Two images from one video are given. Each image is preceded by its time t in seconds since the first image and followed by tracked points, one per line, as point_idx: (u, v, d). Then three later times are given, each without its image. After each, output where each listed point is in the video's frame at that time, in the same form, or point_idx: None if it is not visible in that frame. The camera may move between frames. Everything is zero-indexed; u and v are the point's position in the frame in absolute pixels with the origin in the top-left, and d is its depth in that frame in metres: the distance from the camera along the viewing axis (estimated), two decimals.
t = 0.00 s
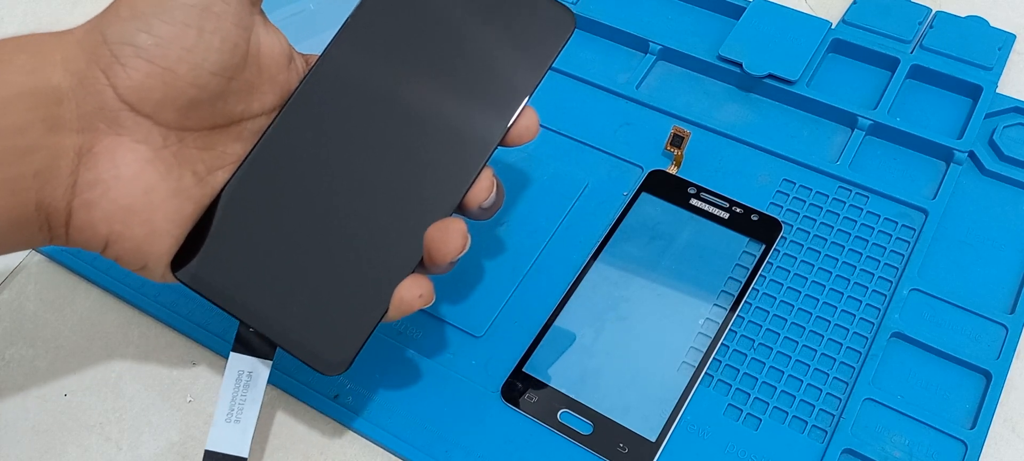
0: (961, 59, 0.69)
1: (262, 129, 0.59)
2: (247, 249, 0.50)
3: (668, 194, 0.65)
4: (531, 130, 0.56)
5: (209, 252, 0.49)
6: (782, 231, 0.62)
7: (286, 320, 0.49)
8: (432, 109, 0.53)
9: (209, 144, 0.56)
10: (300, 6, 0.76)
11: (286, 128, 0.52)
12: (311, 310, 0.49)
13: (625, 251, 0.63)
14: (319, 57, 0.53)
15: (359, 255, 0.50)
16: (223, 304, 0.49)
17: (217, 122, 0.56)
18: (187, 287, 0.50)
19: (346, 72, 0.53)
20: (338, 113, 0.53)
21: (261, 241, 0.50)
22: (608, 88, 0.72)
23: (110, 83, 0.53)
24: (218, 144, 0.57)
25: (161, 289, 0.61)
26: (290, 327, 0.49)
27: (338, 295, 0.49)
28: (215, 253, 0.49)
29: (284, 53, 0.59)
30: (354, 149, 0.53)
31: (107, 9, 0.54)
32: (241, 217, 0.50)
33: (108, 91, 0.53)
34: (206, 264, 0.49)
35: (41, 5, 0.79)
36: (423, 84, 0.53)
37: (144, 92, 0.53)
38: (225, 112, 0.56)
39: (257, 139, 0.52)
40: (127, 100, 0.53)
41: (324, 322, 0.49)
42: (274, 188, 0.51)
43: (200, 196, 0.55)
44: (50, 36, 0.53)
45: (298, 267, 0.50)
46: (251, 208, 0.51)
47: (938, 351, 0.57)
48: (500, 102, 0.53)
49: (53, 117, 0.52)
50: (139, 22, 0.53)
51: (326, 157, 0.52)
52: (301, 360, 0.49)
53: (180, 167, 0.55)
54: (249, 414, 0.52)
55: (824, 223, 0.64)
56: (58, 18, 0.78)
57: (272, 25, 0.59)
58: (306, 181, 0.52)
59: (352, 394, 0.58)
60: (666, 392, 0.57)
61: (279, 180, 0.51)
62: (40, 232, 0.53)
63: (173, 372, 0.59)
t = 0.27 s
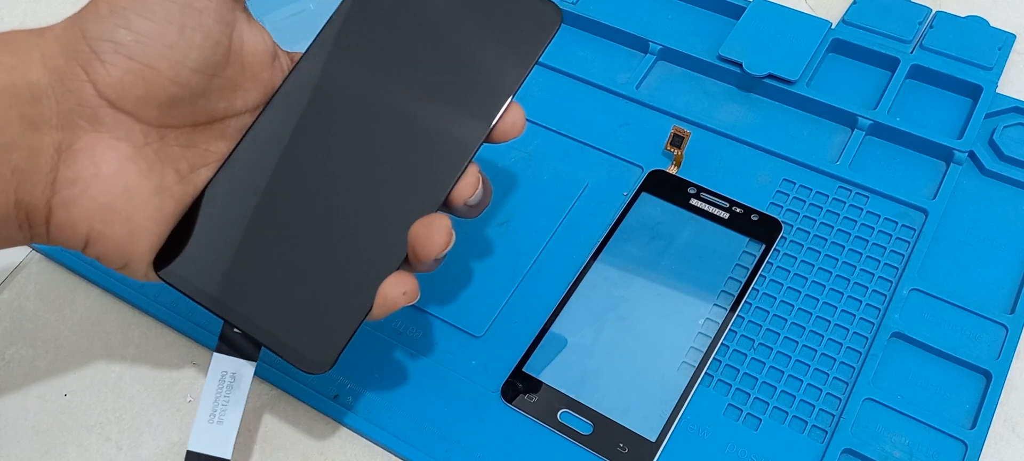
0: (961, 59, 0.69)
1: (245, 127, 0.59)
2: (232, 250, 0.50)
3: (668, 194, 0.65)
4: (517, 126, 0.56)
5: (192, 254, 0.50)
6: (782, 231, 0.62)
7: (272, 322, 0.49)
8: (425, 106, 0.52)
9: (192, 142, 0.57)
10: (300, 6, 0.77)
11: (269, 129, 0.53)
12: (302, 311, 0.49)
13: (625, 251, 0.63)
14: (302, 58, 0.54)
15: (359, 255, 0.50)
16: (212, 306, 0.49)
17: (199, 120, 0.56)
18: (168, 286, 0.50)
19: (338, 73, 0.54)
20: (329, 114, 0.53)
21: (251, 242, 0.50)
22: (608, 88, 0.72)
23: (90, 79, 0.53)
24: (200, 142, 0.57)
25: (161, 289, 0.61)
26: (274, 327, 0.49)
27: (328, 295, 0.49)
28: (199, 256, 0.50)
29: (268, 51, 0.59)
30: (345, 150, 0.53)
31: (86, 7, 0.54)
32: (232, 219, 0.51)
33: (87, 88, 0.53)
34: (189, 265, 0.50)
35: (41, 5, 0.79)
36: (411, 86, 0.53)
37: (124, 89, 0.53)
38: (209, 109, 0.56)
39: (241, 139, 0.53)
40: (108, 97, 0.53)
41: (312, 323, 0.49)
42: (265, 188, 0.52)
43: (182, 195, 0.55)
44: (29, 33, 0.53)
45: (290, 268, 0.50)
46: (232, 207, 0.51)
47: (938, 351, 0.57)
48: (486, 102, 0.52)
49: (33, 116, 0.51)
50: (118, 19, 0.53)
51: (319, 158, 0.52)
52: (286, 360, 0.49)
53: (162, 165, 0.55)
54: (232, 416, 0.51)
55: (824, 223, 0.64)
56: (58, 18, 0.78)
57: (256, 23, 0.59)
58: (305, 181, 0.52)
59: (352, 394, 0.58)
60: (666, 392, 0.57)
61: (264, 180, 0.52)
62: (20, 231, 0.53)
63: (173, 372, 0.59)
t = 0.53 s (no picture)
0: (961, 60, 0.69)
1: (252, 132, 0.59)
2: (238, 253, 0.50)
3: (668, 194, 0.65)
4: (523, 133, 0.56)
5: (198, 258, 0.50)
6: (782, 231, 0.62)
7: (275, 324, 0.49)
8: (427, 105, 0.53)
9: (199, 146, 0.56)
10: (300, 6, 0.77)
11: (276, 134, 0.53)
12: (304, 313, 0.49)
13: (625, 251, 0.63)
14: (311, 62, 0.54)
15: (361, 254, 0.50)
16: (215, 309, 0.49)
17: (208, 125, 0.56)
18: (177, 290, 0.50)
19: (340, 74, 0.54)
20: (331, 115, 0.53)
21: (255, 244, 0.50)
22: (608, 88, 0.72)
23: (98, 83, 0.52)
24: (208, 146, 0.57)
25: (161, 289, 0.61)
26: (278, 330, 0.49)
27: (331, 298, 0.49)
28: (204, 259, 0.50)
29: (276, 54, 0.59)
30: (347, 152, 0.52)
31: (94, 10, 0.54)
32: (233, 221, 0.51)
33: (97, 92, 0.53)
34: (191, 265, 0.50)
35: (41, 5, 0.79)
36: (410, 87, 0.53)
37: (131, 93, 0.53)
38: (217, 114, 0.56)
39: (250, 143, 0.53)
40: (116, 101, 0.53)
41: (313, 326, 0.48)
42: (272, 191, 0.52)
43: (190, 199, 0.54)
44: (36, 39, 0.53)
45: (293, 271, 0.50)
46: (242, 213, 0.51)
47: (938, 350, 0.57)
48: (486, 102, 0.52)
49: (39, 117, 0.51)
50: (126, 23, 0.52)
51: (322, 161, 0.52)
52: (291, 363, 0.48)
53: (170, 169, 0.55)
54: (240, 419, 0.52)
55: (824, 223, 0.64)
56: (58, 19, 0.78)
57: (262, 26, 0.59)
58: (306, 180, 0.52)
59: (352, 394, 0.58)
60: (666, 392, 0.57)
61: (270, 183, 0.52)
62: (30, 234, 0.53)
63: (173, 372, 0.59)
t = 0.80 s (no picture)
0: (961, 59, 0.69)
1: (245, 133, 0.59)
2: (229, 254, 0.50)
3: (668, 194, 0.65)
4: (514, 136, 0.56)
5: (188, 257, 0.50)
6: (781, 231, 0.62)
7: (264, 325, 0.49)
8: (421, 104, 0.53)
9: (191, 147, 0.56)
10: (300, 5, 0.77)
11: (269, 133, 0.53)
12: (294, 313, 0.49)
13: (625, 250, 0.63)
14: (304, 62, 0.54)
15: (354, 253, 0.50)
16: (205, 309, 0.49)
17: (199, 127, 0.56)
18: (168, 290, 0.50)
19: (337, 74, 0.54)
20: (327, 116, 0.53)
21: (246, 243, 0.50)
22: (608, 88, 0.72)
23: (91, 86, 0.52)
24: (200, 147, 0.57)
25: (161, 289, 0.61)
26: (268, 330, 0.49)
27: (321, 298, 0.49)
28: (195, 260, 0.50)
29: (268, 56, 0.59)
30: (341, 153, 0.52)
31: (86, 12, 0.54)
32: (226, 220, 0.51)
33: (89, 94, 0.53)
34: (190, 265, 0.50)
35: (41, 5, 0.79)
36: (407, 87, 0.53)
37: (124, 96, 0.53)
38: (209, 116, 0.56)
39: (242, 143, 0.53)
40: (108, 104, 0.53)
41: (304, 327, 0.49)
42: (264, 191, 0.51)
43: (181, 200, 0.55)
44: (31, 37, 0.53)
45: (285, 270, 0.50)
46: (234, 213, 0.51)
47: (938, 351, 0.57)
48: (485, 101, 0.52)
49: (35, 121, 0.51)
50: (120, 26, 0.53)
51: (313, 161, 0.52)
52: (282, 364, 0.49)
53: (162, 171, 0.55)
54: (230, 417, 0.52)
55: (824, 223, 0.64)
56: (58, 18, 0.78)
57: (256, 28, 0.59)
58: (306, 180, 0.52)
59: (352, 394, 0.58)
60: (666, 392, 0.57)
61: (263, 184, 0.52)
62: (21, 235, 0.53)
63: (173, 372, 0.59)
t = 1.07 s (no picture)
0: (961, 59, 0.69)
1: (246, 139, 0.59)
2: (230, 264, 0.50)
3: (668, 194, 0.65)
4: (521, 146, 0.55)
5: (189, 266, 0.50)
6: (781, 231, 0.62)
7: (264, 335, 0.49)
8: (422, 106, 0.53)
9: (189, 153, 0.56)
10: (300, 6, 0.77)
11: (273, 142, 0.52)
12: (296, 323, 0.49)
13: (625, 250, 0.63)
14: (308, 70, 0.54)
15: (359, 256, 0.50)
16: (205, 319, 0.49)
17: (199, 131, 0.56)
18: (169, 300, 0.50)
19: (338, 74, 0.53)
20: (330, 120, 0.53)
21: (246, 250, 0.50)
22: (608, 88, 0.72)
23: (89, 93, 0.52)
24: (201, 155, 0.57)
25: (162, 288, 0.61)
26: (270, 341, 0.49)
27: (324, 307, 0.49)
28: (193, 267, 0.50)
29: (272, 62, 0.59)
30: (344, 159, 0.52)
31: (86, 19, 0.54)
32: (226, 226, 0.51)
33: (87, 102, 0.53)
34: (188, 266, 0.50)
35: (41, 5, 0.79)
36: (406, 91, 0.53)
37: (122, 103, 0.53)
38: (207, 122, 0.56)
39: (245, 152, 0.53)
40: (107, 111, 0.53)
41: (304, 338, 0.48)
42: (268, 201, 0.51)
43: (182, 208, 0.55)
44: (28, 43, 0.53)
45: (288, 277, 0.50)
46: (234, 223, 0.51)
47: (938, 351, 0.57)
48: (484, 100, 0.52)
49: (32, 126, 0.51)
50: (118, 32, 0.53)
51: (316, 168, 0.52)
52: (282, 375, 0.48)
53: (162, 179, 0.55)
54: (231, 428, 0.51)
55: (824, 223, 0.64)
56: (58, 18, 0.78)
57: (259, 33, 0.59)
58: (305, 179, 0.52)
59: (352, 394, 0.58)
60: (666, 392, 0.57)
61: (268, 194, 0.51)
62: (17, 244, 0.53)
63: (173, 372, 0.59)
